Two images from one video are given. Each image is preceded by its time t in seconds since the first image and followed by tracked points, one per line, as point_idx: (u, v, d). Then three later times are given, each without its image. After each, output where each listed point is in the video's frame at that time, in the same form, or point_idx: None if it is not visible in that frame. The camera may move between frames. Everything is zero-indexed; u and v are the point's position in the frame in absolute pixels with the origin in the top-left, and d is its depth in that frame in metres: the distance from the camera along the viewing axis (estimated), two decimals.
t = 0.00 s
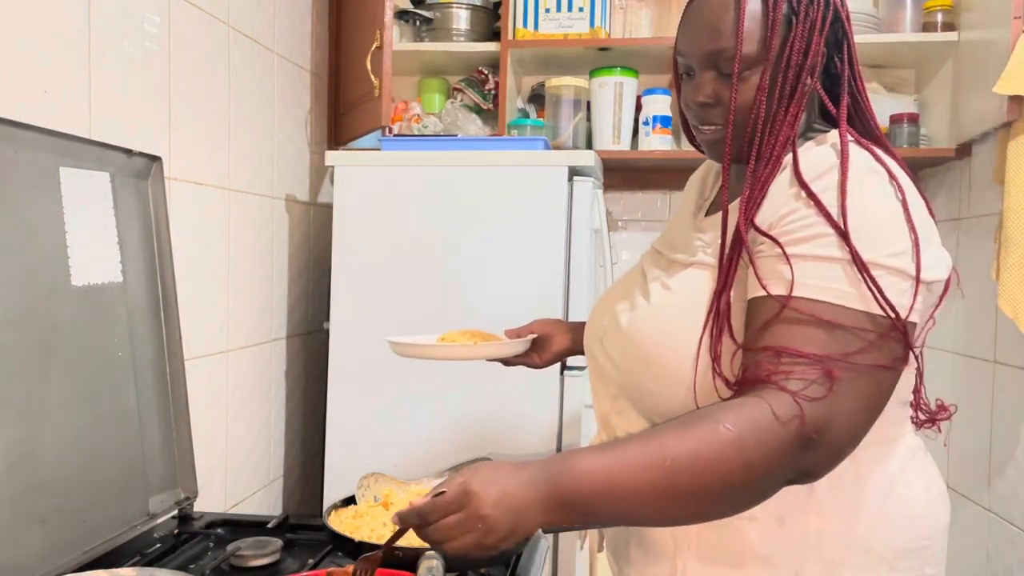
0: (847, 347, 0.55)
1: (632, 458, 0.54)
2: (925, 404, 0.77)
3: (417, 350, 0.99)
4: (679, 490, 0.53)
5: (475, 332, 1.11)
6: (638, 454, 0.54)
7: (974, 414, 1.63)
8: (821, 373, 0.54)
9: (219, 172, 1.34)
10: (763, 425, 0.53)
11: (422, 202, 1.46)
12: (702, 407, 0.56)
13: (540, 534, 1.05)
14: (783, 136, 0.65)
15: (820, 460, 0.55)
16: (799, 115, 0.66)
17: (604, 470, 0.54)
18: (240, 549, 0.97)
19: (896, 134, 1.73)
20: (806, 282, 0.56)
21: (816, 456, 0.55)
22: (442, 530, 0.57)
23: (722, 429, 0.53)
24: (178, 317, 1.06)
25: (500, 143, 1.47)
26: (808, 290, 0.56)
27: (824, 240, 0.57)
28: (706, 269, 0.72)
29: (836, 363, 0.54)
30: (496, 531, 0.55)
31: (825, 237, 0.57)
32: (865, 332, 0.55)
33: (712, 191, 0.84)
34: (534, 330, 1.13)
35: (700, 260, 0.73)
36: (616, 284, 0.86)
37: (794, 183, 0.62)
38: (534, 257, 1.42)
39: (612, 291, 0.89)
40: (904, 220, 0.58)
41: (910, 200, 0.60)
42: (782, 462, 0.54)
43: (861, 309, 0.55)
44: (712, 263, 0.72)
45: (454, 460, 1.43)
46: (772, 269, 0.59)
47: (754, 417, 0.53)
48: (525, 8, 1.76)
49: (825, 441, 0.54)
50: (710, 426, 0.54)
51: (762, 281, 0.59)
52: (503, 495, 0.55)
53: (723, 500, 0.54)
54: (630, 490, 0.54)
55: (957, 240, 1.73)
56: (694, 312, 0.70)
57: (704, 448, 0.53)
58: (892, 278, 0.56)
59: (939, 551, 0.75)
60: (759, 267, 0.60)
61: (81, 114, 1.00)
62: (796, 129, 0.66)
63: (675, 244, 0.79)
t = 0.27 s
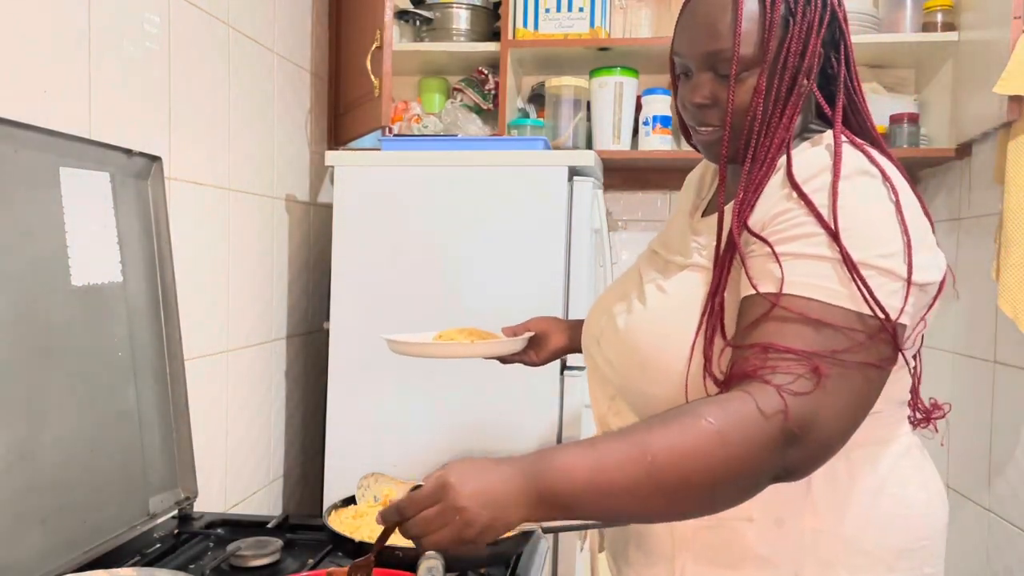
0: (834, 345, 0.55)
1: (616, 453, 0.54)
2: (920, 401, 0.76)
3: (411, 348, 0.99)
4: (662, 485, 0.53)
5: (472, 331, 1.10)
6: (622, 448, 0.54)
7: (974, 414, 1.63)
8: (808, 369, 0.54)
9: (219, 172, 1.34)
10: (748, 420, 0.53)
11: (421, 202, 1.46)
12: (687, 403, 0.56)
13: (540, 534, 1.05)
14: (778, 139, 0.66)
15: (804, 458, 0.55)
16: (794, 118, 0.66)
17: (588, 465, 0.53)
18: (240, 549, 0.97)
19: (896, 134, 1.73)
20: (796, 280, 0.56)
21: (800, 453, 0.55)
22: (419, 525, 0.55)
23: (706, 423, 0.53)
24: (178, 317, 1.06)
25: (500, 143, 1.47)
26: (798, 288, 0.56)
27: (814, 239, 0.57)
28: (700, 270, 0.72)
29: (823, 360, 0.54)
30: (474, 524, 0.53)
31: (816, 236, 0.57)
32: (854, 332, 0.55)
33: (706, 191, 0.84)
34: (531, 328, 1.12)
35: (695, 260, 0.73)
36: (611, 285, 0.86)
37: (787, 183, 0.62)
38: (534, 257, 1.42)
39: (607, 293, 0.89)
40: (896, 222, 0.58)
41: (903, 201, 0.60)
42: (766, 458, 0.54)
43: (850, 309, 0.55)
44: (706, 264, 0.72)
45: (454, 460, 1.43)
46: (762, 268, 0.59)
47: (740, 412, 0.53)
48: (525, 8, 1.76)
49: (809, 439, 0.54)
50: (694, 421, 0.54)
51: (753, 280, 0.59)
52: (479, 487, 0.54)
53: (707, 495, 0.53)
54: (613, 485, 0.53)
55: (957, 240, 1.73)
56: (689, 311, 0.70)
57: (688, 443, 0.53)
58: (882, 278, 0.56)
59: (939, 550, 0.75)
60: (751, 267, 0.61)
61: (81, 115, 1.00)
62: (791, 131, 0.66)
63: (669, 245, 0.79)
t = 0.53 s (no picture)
0: (837, 347, 0.54)
1: (629, 449, 0.53)
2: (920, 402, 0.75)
3: (415, 351, 0.99)
4: (675, 484, 0.52)
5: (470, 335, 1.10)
6: (635, 447, 0.53)
7: (974, 414, 1.63)
8: (816, 370, 0.54)
9: (219, 172, 1.33)
10: (761, 420, 0.53)
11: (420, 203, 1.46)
12: (696, 402, 0.55)
13: (540, 534, 1.05)
14: (774, 138, 0.65)
15: (813, 458, 0.55)
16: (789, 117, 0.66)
17: (601, 461, 0.52)
18: (239, 549, 0.97)
19: (896, 134, 1.73)
20: (796, 281, 0.56)
21: (808, 453, 0.55)
22: (429, 521, 0.53)
23: (721, 422, 0.53)
24: (178, 317, 1.06)
25: (499, 143, 1.47)
26: (799, 288, 0.56)
27: (810, 240, 0.57)
28: (698, 273, 0.72)
29: (829, 362, 0.54)
30: (490, 515, 0.52)
31: (814, 237, 0.57)
32: (857, 333, 0.55)
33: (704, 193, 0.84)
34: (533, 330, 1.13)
35: (693, 264, 0.73)
36: (609, 288, 0.86)
37: (782, 184, 0.62)
38: (534, 257, 1.42)
39: (604, 297, 0.89)
40: (892, 223, 0.58)
41: (897, 202, 0.60)
42: (777, 458, 0.54)
43: (853, 310, 0.55)
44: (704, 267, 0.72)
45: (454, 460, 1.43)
46: (761, 270, 0.59)
47: (752, 412, 0.53)
48: (525, 8, 1.76)
49: (819, 439, 0.54)
50: (708, 420, 0.53)
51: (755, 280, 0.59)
52: (493, 476, 0.52)
53: (719, 494, 0.53)
54: (625, 483, 0.52)
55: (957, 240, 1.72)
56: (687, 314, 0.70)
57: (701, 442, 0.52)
58: (881, 279, 0.56)
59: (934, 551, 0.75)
60: (750, 268, 0.60)
61: (81, 115, 1.00)
62: (786, 130, 0.66)
63: (667, 248, 0.79)
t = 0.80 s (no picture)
0: (838, 349, 0.54)
1: (632, 455, 0.53)
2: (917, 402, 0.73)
3: (414, 354, 0.99)
4: (680, 487, 0.52)
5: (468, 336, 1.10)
6: (638, 451, 0.53)
7: (974, 414, 1.63)
8: (817, 371, 0.54)
9: (219, 172, 1.33)
10: (763, 421, 0.53)
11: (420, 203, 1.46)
12: (698, 405, 0.55)
13: (539, 534, 1.05)
14: (771, 139, 0.65)
15: (818, 459, 0.55)
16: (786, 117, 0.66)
17: (604, 467, 0.53)
18: (239, 549, 0.97)
19: (895, 134, 1.73)
20: (797, 282, 0.56)
21: (814, 454, 0.54)
22: (433, 534, 0.54)
23: (724, 424, 0.53)
24: (178, 317, 1.06)
25: (499, 143, 1.47)
26: (799, 289, 0.56)
27: (811, 241, 0.57)
28: (698, 275, 0.72)
29: (831, 363, 0.54)
30: (494, 526, 0.52)
31: (813, 238, 0.57)
32: (858, 335, 0.55)
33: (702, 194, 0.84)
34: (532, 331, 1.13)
35: (694, 265, 0.73)
36: (608, 289, 0.86)
37: (780, 185, 0.62)
38: (534, 257, 1.42)
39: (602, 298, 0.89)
40: (890, 224, 0.58)
41: (895, 203, 0.60)
42: (782, 459, 0.54)
43: (854, 310, 0.55)
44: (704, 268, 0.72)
45: (455, 460, 1.43)
46: (761, 271, 0.59)
47: (754, 413, 0.53)
48: (525, 8, 1.76)
49: (824, 439, 0.54)
50: (710, 422, 0.53)
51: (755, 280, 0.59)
52: (496, 486, 0.53)
53: (724, 497, 0.53)
54: (629, 487, 0.52)
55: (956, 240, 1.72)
56: (688, 315, 0.70)
57: (704, 445, 0.52)
58: (881, 279, 0.56)
59: (932, 551, 0.75)
60: (749, 269, 0.60)
61: (81, 115, 1.00)
62: (783, 131, 0.66)
63: (666, 249, 0.79)
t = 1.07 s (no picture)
0: (840, 347, 0.54)
1: (634, 454, 0.53)
2: (916, 400, 0.72)
3: (413, 352, 0.99)
4: (682, 486, 0.52)
5: (466, 335, 1.09)
6: (640, 450, 0.53)
7: (974, 414, 1.63)
8: (820, 369, 0.54)
9: (219, 172, 1.33)
10: (765, 420, 0.53)
11: (420, 203, 1.46)
12: (700, 403, 0.55)
13: (540, 534, 1.05)
14: (770, 138, 0.65)
15: (822, 457, 0.54)
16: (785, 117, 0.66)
17: (605, 466, 0.53)
18: (239, 549, 0.97)
19: (895, 134, 1.73)
20: (798, 280, 0.56)
21: (818, 452, 0.54)
22: (434, 531, 0.54)
23: (726, 423, 0.53)
24: (178, 317, 1.06)
25: (499, 143, 1.47)
26: (800, 288, 0.56)
27: (812, 240, 0.57)
28: (698, 273, 0.72)
29: (833, 361, 0.54)
30: (494, 522, 0.52)
31: (814, 237, 0.57)
32: (860, 334, 0.55)
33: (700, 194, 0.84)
34: (530, 330, 1.13)
35: (694, 263, 0.73)
36: (607, 289, 0.86)
37: (781, 185, 0.62)
38: (534, 257, 1.42)
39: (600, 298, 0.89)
40: (891, 224, 0.58)
41: (895, 202, 0.60)
42: (785, 457, 0.53)
43: (856, 308, 0.55)
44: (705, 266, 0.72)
45: (455, 460, 1.43)
46: (762, 270, 0.59)
47: (756, 412, 0.53)
48: (525, 8, 1.76)
49: (827, 437, 0.54)
50: (712, 421, 0.53)
51: (756, 279, 0.59)
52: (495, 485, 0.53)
53: (727, 495, 0.53)
54: (632, 487, 0.52)
55: (956, 240, 1.73)
56: (689, 313, 0.70)
57: (707, 443, 0.52)
58: (882, 277, 0.56)
59: (931, 550, 0.75)
60: (750, 268, 0.60)
61: (81, 115, 1.00)
62: (783, 130, 0.66)
63: (666, 248, 0.79)
